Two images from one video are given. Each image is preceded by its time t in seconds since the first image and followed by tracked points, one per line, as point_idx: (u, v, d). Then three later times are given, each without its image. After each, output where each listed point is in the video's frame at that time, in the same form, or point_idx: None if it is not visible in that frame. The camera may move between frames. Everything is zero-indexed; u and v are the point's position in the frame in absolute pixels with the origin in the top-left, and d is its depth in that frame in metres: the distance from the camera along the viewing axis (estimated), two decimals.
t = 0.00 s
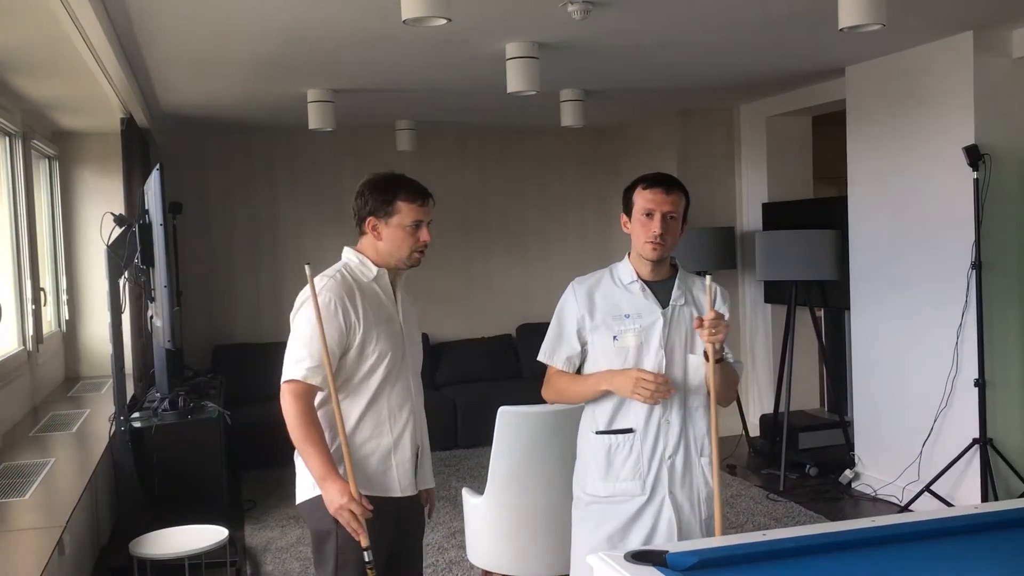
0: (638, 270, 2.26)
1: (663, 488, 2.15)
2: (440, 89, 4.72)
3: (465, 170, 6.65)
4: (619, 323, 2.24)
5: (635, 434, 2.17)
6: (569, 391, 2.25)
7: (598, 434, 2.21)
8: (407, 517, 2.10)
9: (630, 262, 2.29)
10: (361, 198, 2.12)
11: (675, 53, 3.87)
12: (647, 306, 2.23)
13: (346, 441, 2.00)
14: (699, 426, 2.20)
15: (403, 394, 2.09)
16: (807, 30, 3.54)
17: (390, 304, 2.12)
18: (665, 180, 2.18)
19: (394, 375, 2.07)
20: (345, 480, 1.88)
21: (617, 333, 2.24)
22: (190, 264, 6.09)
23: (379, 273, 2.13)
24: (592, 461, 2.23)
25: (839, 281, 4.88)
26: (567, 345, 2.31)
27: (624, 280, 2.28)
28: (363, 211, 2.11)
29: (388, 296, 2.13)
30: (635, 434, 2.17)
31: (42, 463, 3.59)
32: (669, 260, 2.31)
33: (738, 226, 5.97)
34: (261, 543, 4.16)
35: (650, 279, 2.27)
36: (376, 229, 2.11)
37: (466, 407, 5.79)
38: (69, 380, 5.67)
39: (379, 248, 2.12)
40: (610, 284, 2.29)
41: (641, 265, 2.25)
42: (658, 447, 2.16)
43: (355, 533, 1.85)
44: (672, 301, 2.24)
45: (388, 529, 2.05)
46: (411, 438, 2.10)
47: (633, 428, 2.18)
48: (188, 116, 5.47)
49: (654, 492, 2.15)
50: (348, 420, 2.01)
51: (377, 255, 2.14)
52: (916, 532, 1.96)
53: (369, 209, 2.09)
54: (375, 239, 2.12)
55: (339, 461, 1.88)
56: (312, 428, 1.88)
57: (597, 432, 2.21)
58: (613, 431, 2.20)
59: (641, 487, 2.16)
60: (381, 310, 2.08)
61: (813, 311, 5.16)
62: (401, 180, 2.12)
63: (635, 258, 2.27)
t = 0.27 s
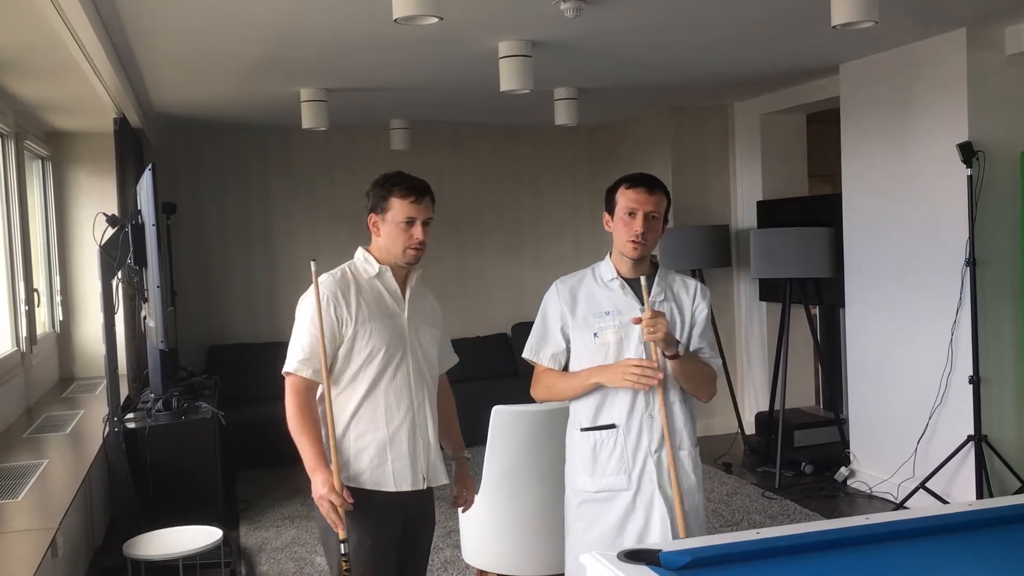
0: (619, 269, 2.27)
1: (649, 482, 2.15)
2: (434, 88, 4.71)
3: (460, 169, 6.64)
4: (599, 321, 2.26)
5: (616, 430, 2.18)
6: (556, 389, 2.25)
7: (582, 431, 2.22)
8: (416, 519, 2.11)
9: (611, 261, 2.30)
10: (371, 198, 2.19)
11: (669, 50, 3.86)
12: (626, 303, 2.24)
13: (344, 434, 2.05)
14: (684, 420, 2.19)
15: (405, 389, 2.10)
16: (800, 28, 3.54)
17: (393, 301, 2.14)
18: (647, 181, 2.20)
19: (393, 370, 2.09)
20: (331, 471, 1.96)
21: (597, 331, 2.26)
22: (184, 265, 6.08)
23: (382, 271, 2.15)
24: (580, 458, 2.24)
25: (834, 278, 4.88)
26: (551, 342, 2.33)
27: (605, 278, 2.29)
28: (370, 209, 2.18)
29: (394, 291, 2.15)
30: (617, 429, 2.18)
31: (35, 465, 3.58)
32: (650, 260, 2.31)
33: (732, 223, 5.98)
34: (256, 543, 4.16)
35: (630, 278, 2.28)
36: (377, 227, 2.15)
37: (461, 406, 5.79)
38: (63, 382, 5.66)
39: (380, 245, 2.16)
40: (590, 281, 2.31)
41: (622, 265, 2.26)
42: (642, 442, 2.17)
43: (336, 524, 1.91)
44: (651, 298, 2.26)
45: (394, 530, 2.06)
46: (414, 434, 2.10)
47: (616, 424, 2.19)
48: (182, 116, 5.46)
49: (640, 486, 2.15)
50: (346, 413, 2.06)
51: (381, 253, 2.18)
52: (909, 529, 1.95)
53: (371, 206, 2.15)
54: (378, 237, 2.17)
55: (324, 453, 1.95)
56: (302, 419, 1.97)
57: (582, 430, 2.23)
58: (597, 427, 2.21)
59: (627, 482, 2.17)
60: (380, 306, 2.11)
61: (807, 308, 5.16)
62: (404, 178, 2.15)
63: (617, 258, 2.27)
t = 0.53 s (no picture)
0: (597, 267, 2.30)
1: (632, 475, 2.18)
2: (428, 87, 4.70)
3: (454, 169, 6.63)
4: (580, 322, 2.29)
5: (600, 426, 2.21)
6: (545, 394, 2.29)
7: (567, 428, 2.26)
8: (421, 520, 2.11)
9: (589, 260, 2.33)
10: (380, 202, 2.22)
11: (663, 49, 3.85)
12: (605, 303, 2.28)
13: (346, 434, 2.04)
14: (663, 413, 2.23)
15: (409, 389, 2.09)
16: (794, 26, 3.53)
17: (399, 302, 2.14)
18: (621, 181, 2.22)
19: (397, 369, 2.08)
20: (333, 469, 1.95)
21: (579, 332, 2.29)
22: (179, 266, 6.06)
23: (387, 274, 2.15)
24: (567, 454, 2.27)
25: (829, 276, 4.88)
26: (535, 344, 2.37)
27: (584, 277, 2.32)
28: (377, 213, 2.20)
29: (400, 292, 2.14)
30: (600, 426, 2.21)
31: (29, 468, 3.56)
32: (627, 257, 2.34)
33: (728, 221, 5.97)
34: (251, 545, 4.15)
35: (608, 277, 2.30)
36: (380, 229, 2.17)
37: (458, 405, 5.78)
38: (58, 384, 5.64)
39: (382, 248, 2.17)
40: (569, 282, 2.35)
41: (600, 263, 2.29)
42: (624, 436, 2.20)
43: (334, 523, 1.91)
44: (629, 297, 2.29)
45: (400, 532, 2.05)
46: (417, 434, 2.09)
47: (599, 420, 2.22)
48: (175, 116, 5.44)
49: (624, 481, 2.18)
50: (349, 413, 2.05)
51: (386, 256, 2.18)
52: (903, 528, 1.94)
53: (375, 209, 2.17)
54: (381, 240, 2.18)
55: (324, 452, 1.94)
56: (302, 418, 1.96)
57: (567, 427, 2.26)
58: (581, 424, 2.24)
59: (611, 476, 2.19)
60: (384, 306, 2.10)
61: (802, 306, 5.16)
62: (407, 182, 2.16)
63: (595, 257, 2.30)
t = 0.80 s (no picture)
0: (584, 270, 2.36)
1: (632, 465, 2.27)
2: (418, 86, 4.68)
3: (446, 168, 6.61)
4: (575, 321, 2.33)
5: (601, 421, 2.28)
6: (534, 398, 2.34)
7: (566, 425, 2.31)
8: (427, 515, 2.11)
9: (575, 261, 2.37)
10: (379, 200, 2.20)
11: (652, 47, 3.84)
12: (598, 301, 2.34)
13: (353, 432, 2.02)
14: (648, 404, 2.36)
15: (414, 386, 2.08)
16: (784, 24, 3.52)
17: (400, 300, 2.13)
18: (606, 187, 2.26)
19: (403, 367, 2.07)
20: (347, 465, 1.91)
21: (575, 332, 2.33)
22: (170, 267, 6.04)
23: (388, 271, 2.13)
24: (563, 451, 2.33)
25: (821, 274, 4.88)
26: (528, 349, 2.38)
27: (572, 279, 2.36)
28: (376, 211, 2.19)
29: (400, 291, 2.14)
30: (601, 420, 2.28)
31: (18, 471, 3.54)
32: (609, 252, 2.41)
33: (720, 220, 5.97)
34: (242, 547, 4.13)
35: (595, 276, 2.37)
36: (379, 228, 2.16)
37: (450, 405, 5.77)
38: (48, 386, 5.61)
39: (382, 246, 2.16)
40: (557, 285, 2.38)
41: (588, 266, 2.35)
42: (623, 428, 2.28)
43: (352, 518, 1.88)
44: (618, 293, 2.36)
45: (411, 525, 2.05)
46: (423, 431, 2.08)
47: (598, 415, 2.29)
48: (164, 117, 5.41)
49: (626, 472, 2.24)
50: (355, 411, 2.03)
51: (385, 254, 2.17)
52: (891, 527, 1.94)
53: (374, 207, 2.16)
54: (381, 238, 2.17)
55: (338, 448, 1.91)
56: (313, 414, 1.93)
57: (567, 424, 2.31)
58: (580, 419, 2.30)
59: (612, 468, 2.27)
60: (388, 305, 2.09)
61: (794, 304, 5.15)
62: (405, 180, 2.15)
63: (582, 258, 2.36)
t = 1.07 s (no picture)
0: (588, 264, 2.35)
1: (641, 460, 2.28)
2: (408, 85, 4.67)
3: (436, 167, 6.60)
4: (583, 316, 2.32)
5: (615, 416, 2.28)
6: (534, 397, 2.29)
7: (581, 420, 2.29)
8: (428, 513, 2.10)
9: (578, 255, 2.37)
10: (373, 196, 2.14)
11: (641, 45, 3.83)
12: (604, 296, 2.34)
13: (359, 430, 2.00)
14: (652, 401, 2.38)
15: (413, 385, 2.09)
16: (772, 21, 3.52)
17: (397, 301, 2.12)
18: (614, 183, 2.25)
19: (403, 366, 2.07)
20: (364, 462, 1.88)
21: (583, 327, 2.32)
22: (159, 266, 6.02)
23: (385, 272, 2.12)
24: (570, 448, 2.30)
25: (811, 271, 4.88)
26: (533, 346, 2.33)
27: (577, 274, 2.35)
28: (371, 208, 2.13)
29: (395, 290, 2.12)
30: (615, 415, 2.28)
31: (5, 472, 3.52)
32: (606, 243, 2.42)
33: (710, 217, 5.97)
34: (231, 547, 4.11)
35: (597, 270, 2.38)
36: (378, 227, 2.12)
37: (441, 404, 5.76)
38: (37, 387, 5.58)
39: (380, 245, 2.13)
40: (560, 279, 2.36)
41: (591, 260, 2.35)
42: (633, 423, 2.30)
43: (375, 512, 1.84)
44: (620, 288, 2.38)
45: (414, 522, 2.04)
46: (423, 429, 2.09)
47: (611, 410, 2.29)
48: (153, 116, 5.39)
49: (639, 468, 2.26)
50: (358, 410, 2.01)
51: (380, 252, 2.15)
52: (877, 525, 1.94)
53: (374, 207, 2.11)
54: (378, 236, 2.14)
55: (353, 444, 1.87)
56: (326, 411, 1.87)
57: (582, 420, 2.29)
58: (594, 415, 2.29)
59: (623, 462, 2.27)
60: (388, 304, 2.08)
61: (784, 302, 5.16)
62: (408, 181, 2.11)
63: (584, 252, 2.35)
